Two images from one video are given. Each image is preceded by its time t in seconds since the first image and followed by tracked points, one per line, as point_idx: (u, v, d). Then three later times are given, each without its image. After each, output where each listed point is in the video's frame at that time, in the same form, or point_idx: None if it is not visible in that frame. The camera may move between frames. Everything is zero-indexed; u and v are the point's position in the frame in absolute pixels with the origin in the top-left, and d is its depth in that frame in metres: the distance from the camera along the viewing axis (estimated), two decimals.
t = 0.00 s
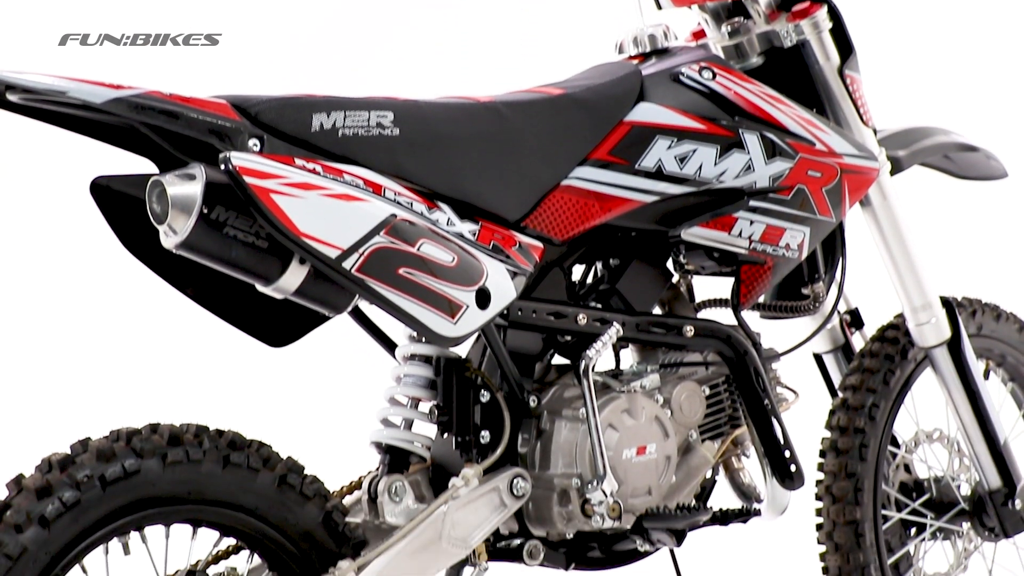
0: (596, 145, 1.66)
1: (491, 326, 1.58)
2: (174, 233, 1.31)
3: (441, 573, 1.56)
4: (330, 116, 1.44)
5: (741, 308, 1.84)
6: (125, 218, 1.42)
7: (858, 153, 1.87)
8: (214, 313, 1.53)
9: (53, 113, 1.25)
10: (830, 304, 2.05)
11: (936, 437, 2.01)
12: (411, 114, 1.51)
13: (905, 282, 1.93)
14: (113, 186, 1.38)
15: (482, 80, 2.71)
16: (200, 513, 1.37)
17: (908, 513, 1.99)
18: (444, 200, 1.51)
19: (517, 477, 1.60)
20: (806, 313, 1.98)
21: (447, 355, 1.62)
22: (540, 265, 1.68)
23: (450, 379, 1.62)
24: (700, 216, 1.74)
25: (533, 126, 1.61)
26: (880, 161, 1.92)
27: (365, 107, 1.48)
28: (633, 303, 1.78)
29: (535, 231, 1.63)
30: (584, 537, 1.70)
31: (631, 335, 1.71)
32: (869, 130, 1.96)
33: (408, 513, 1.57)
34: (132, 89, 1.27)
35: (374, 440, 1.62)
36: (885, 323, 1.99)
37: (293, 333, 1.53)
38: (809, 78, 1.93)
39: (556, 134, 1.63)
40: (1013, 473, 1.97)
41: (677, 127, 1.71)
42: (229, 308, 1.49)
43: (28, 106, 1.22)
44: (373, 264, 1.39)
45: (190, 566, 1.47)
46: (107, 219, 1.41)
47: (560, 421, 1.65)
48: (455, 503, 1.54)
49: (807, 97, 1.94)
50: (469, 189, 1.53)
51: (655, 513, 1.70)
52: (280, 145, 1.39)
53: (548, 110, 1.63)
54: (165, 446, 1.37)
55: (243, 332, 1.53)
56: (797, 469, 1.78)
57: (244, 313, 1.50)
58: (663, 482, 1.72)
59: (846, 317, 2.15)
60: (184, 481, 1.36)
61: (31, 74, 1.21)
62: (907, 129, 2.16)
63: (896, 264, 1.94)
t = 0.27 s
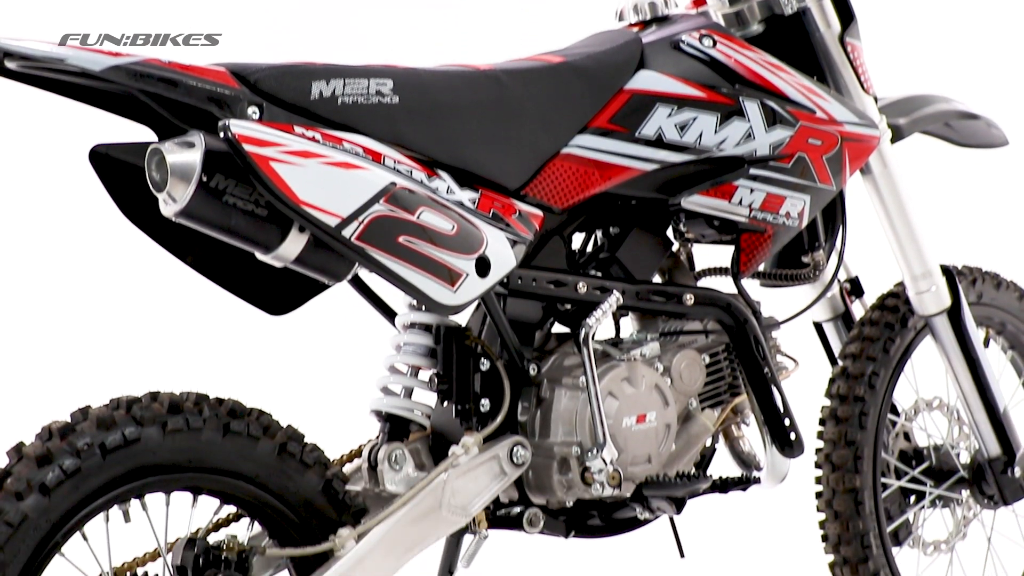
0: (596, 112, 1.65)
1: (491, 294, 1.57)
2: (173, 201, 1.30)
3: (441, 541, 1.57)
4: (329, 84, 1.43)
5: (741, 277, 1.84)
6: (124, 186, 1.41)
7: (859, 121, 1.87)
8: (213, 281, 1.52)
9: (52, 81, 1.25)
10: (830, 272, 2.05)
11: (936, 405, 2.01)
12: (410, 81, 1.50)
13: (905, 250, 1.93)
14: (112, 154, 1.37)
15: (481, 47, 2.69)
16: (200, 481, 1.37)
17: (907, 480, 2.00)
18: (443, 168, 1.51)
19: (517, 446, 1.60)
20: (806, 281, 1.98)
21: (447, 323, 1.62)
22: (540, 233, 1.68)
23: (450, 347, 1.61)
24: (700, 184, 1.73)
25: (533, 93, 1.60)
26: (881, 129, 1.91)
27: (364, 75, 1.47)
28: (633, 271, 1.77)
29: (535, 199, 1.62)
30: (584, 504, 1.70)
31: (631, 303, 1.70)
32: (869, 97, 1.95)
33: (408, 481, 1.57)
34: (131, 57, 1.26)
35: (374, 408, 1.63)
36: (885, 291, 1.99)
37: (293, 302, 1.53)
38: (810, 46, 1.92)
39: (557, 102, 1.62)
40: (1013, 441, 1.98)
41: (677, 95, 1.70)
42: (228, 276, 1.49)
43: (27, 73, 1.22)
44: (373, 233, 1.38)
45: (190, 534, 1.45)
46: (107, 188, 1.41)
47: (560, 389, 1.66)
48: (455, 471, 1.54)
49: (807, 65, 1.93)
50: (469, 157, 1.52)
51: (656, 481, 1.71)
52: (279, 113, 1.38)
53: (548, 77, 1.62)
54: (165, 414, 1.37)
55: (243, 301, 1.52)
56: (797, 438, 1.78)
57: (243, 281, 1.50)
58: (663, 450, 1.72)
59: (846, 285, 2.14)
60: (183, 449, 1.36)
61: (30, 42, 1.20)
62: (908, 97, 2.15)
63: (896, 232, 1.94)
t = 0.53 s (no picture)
0: (597, 79, 1.64)
1: (490, 262, 1.57)
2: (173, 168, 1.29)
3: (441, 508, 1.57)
4: (328, 51, 1.42)
5: (741, 245, 1.84)
6: (123, 153, 1.40)
7: (860, 88, 1.86)
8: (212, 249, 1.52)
9: (52, 48, 1.24)
10: (830, 241, 2.04)
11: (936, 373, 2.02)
12: (410, 48, 1.49)
13: (905, 217, 1.93)
14: (111, 121, 1.36)
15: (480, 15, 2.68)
16: (200, 449, 1.37)
17: (907, 448, 2.00)
18: (443, 136, 1.50)
19: (517, 414, 1.60)
20: (808, 249, 1.96)
21: (447, 291, 1.62)
22: (540, 201, 1.67)
23: (450, 315, 1.61)
24: (701, 152, 1.72)
25: (533, 60, 1.59)
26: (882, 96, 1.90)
27: (364, 42, 1.46)
28: (633, 239, 1.77)
29: (535, 167, 1.61)
30: (584, 473, 1.71)
31: (631, 271, 1.70)
32: (870, 64, 1.94)
33: (408, 449, 1.57)
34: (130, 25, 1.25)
35: (374, 375, 1.63)
36: (886, 259, 1.99)
37: (292, 270, 1.52)
38: (811, 13, 1.90)
39: (557, 69, 1.61)
40: (1013, 409, 1.98)
41: (678, 63, 1.69)
42: (227, 245, 1.48)
43: (25, 41, 1.21)
44: (372, 200, 1.38)
45: (191, 500, 1.45)
46: (106, 155, 1.40)
47: (560, 357, 1.65)
48: (455, 439, 1.54)
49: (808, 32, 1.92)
50: (469, 124, 1.52)
51: (655, 448, 1.71)
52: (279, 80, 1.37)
53: (548, 44, 1.61)
54: (165, 382, 1.37)
55: (242, 269, 1.52)
56: (797, 406, 1.79)
57: (243, 249, 1.49)
58: (663, 418, 1.73)
59: (846, 253, 2.14)
60: (183, 417, 1.36)
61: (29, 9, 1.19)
62: (910, 64, 2.14)
63: (896, 199, 1.94)
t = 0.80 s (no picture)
0: (597, 48, 1.63)
1: (490, 232, 1.56)
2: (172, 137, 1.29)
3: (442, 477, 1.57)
4: (328, 20, 1.41)
5: (742, 214, 1.84)
6: (122, 121, 1.40)
7: (862, 57, 1.85)
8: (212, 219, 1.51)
9: (51, 17, 1.22)
10: (830, 210, 2.04)
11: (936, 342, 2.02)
12: (410, 17, 1.48)
13: (906, 186, 1.92)
14: (110, 90, 1.35)
15: None
16: (200, 419, 1.37)
17: (907, 418, 2.01)
18: (443, 105, 1.49)
19: (517, 383, 1.60)
20: (807, 218, 1.96)
21: (447, 261, 1.61)
22: (540, 170, 1.66)
23: (450, 285, 1.60)
24: (702, 121, 1.71)
25: (533, 29, 1.58)
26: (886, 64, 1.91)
27: (363, 10, 1.44)
28: (633, 208, 1.76)
29: (535, 136, 1.61)
30: (585, 442, 1.72)
31: (631, 241, 1.70)
32: (871, 33, 1.92)
33: (408, 419, 1.57)
34: None
35: (374, 345, 1.63)
36: (887, 229, 1.98)
37: (292, 240, 1.52)
38: None
39: (557, 38, 1.60)
40: (1013, 378, 1.99)
41: (678, 31, 1.68)
42: (228, 215, 1.48)
43: (24, 9, 1.20)
44: (372, 169, 1.37)
45: (190, 470, 1.45)
46: (105, 123, 1.39)
47: (560, 326, 1.66)
48: (455, 409, 1.54)
49: None
50: (469, 94, 1.51)
51: (655, 418, 1.71)
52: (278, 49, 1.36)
53: (549, 13, 1.60)
54: (165, 351, 1.37)
55: (242, 239, 1.51)
56: (797, 374, 1.79)
57: (243, 218, 1.49)
58: (663, 387, 1.73)
59: (846, 223, 2.14)
60: (183, 387, 1.36)
61: None
62: (912, 33, 2.13)
63: (897, 168, 1.93)
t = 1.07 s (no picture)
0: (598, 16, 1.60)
1: (490, 201, 1.56)
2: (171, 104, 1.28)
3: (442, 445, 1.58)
4: None
5: (742, 182, 1.84)
6: (120, 88, 1.39)
7: (863, 24, 1.84)
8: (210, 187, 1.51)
9: None
10: (831, 178, 2.03)
11: (935, 311, 2.03)
12: None
13: (906, 154, 1.92)
14: (109, 58, 1.34)
15: None
16: (200, 387, 1.37)
17: (907, 386, 2.01)
18: (444, 72, 1.48)
19: (517, 351, 1.60)
20: (808, 186, 1.94)
21: (447, 230, 1.61)
22: (540, 139, 1.66)
23: (450, 253, 1.61)
24: (703, 89, 1.70)
25: None
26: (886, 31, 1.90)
27: None
28: (633, 176, 1.76)
29: (535, 104, 1.60)
30: (585, 411, 1.72)
31: (631, 210, 1.69)
32: None
33: (408, 386, 1.58)
34: None
35: (374, 313, 1.62)
36: (887, 197, 1.98)
37: (290, 209, 1.52)
38: None
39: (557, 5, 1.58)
40: (1013, 346, 1.99)
41: None
42: (226, 183, 1.47)
43: None
44: (371, 137, 1.36)
45: (190, 438, 1.45)
46: (103, 91, 1.38)
47: (560, 295, 1.65)
48: (455, 377, 1.55)
49: None
50: (470, 61, 1.50)
51: (655, 386, 1.71)
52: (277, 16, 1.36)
53: None
54: (165, 319, 1.37)
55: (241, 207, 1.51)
56: (797, 343, 1.79)
57: (242, 187, 1.48)
58: (663, 355, 1.73)
59: (846, 190, 2.13)
60: (183, 354, 1.36)
61: None
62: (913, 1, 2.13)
63: (897, 136, 1.93)
